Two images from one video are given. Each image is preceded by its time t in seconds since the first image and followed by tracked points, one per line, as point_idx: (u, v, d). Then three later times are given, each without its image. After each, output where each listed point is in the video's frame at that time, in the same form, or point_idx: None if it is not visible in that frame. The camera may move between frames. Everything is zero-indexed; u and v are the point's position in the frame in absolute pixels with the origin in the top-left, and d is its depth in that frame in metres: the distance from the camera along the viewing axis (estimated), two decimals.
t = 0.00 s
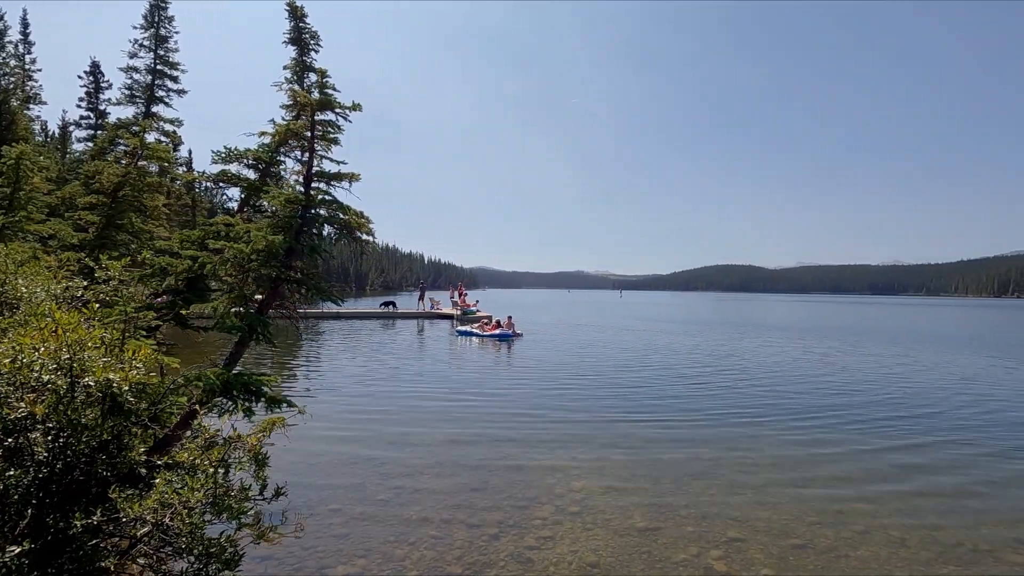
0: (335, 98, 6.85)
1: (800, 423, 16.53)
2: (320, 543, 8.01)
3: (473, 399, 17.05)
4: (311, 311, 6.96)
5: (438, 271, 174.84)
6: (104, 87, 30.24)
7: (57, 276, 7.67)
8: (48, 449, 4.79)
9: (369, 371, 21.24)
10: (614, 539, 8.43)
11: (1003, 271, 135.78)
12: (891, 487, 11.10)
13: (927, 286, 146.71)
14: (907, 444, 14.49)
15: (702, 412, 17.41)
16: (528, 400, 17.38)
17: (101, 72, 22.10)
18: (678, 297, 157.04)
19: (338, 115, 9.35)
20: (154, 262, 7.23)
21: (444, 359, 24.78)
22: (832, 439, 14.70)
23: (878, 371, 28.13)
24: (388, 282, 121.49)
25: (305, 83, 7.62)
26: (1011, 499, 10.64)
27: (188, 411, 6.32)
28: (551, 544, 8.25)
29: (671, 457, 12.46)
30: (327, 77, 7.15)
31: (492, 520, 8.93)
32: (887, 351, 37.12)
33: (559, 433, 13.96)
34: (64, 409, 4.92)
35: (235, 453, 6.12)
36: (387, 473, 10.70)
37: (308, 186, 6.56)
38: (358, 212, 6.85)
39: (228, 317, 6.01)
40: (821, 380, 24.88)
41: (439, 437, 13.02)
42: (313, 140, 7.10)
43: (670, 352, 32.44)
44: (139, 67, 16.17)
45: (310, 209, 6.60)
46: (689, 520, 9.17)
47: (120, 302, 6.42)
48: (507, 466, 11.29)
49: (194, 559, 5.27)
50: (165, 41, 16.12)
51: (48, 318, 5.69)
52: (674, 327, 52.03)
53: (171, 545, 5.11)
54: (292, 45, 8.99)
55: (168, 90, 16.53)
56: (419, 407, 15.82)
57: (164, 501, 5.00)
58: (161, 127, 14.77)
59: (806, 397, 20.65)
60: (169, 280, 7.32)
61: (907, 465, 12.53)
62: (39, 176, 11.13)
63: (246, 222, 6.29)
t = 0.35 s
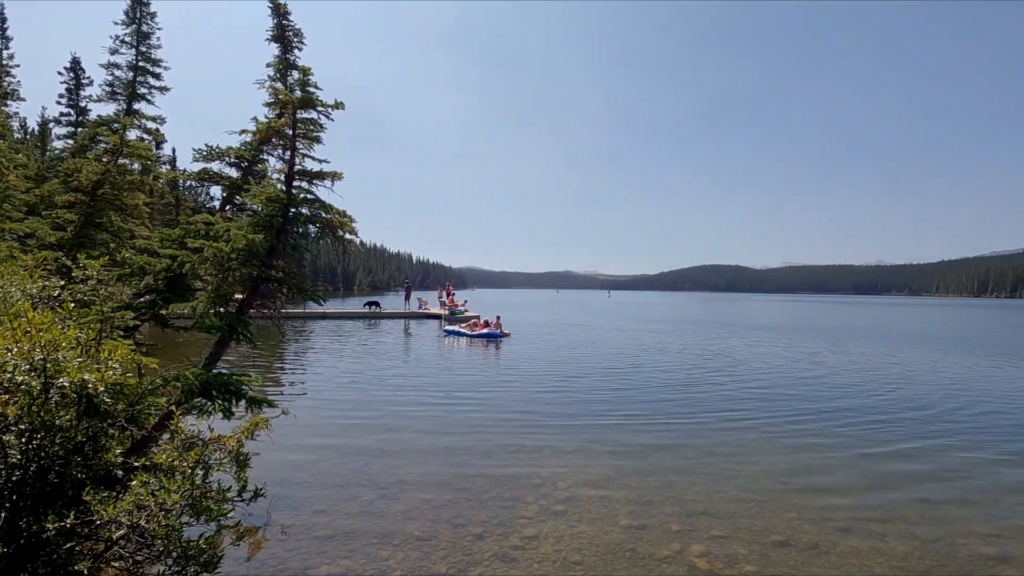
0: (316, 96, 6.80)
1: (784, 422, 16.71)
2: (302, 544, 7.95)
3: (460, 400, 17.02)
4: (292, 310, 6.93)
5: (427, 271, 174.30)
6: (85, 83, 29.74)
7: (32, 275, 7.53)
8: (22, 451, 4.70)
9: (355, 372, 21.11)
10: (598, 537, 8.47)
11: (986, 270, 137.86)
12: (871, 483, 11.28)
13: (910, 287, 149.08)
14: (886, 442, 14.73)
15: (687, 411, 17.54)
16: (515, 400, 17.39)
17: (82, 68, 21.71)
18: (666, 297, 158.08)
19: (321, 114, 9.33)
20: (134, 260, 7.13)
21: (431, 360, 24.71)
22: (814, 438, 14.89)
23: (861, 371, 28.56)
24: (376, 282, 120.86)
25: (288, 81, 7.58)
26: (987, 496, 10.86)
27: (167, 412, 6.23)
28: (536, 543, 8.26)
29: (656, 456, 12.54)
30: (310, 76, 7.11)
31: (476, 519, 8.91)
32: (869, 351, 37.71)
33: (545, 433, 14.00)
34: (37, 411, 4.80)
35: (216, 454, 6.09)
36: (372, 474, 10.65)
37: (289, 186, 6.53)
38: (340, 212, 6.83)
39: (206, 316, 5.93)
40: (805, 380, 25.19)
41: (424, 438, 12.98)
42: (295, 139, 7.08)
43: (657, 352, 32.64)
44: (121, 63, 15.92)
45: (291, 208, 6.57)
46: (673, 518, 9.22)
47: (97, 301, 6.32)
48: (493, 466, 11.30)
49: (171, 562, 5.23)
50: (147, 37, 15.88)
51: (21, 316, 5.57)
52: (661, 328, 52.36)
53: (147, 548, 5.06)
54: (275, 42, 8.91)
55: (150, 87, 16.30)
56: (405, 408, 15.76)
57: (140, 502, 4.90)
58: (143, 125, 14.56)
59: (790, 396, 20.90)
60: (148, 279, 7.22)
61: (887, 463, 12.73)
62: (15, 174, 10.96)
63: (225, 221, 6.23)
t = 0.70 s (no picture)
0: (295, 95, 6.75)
1: (767, 421, 16.91)
2: (282, 547, 7.90)
3: (446, 401, 17.02)
4: (270, 311, 6.92)
5: (416, 270, 173.43)
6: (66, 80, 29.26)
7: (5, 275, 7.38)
8: None
9: (341, 373, 20.98)
10: (580, 537, 8.51)
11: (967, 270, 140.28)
12: (850, 481, 11.46)
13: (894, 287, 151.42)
14: (866, 440, 14.97)
15: (672, 411, 17.70)
16: (501, 401, 17.42)
17: (61, 65, 21.32)
18: (654, 297, 159.02)
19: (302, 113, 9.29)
20: (110, 260, 7.02)
21: (418, 360, 24.65)
22: (796, 437, 15.09)
23: (844, 370, 28.98)
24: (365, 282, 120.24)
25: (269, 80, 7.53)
26: (963, 492, 11.08)
27: (143, 414, 6.14)
28: (519, 543, 8.29)
29: (640, 456, 12.64)
30: (289, 74, 7.07)
31: (460, 520, 8.92)
32: (851, 350, 38.28)
33: (530, 433, 14.04)
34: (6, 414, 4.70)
35: (192, 457, 6.04)
36: (355, 475, 10.61)
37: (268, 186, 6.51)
38: (319, 212, 6.85)
39: (182, 317, 5.84)
40: (788, 379, 25.51)
41: (409, 439, 12.97)
42: (274, 138, 7.04)
43: (643, 352, 32.85)
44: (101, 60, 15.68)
45: (270, 208, 6.55)
46: (655, 518, 9.30)
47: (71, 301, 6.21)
48: (477, 466, 11.32)
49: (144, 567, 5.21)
50: (128, 34, 15.65)
51: None
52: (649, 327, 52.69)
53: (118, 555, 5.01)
54: (256, 40, 8.83)
55: (131, 84, 16.07)
56: (391, 409, 15.72)
57: (111, 507, 4.85)
58: (123, 123, 14.35)
59: (773, 396, 21.16)
60: (124, 279, 7.11)
61: (866, 461, 12.94)
62: None
63: (202, 221, 6.17)
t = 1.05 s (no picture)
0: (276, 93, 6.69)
1: (750, 420, 17.11)
2: (264, 548, 7.83)
3: (432, 401, 17.00)
4: (249, 310, 6.89)
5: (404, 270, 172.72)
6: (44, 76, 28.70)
7: None
8: None
9: (326, 373, 20.84)
10: (563, 535, 8.54)
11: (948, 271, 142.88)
12: (830, 477, 11.63)
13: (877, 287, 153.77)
14: (847, 437, 15.21)
15: (657, 410, 17.84)
16: (487, 401, 17.45)
17: (39, 60, 20.91)
18: (642, 296, 159.86)
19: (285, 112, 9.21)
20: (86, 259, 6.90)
21: (404, 361, 24.56)
22: (778, 435, 15.28)
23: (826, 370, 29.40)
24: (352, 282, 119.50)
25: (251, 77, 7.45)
26: (939, 489, 11.29)
27: (119, 415, 6.03)
28: (503, 542, 8.30)
29: (624, 454, 12.73)
30: (270, 72, 7.04)
31: (443, 520, 8.91)
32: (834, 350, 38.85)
33: (516, 433, 14.07)
34: None
35: (168, 459, 5.97)
36: (339, 476, 10.55)
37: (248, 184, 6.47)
38: (300, 212, 6.83)
39: (159, 316, 5.73)
40: (771, 379, 25.84)
41: (393, 439, 12.93)
42: (255, 137, 6.99)
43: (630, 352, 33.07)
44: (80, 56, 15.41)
45: (251, 207, 6.51)
46: (639, 515, 9.36)
47: (45, 300, 6.09)
48: (462, 466, 11.31)
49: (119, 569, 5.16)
50: (108, 29, 15.41)
51: None
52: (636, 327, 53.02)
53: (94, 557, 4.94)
54: (238, 37, 8.74)
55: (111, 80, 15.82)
56: (376, 410, 15.67)
57: (84, 509, 4.77)
58: (103, 120, 14.13)
59: (756, 395, 21.41)
60: (101, 278, 6.99)
61: (847, 458, 13.14)
62: None
63: (181, 219, 6.10)
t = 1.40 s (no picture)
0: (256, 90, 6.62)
1: (734, 419, 17.30)
2: (244, 551, 7.75)
3: (418, 402, 16.96)
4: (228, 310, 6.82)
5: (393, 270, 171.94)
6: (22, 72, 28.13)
7: None
8: None
9: (311, 374, 20.69)
10: (547, 535, 8.55)
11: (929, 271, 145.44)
12: (811, 476, 11.79)
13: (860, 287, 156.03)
14: (828, 436, 15.42)
15: (642, 410, 17.97)
16: (474, 401, 17.45)
17: (16, 56, 20.49)
18: (631, 296, 160.70)
19: (266, 110, 9.13)
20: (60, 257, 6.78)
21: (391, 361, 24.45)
22: (761, 434, 15.46)
23: (810, 369, 29.78)
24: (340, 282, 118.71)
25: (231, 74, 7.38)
26: (916, 485, 11.50)
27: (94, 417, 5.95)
28: (486, 542, 8.29)
29: (609, 454, 12.79)
30: (251, 69, 6.96)
31: (428, 520, 8.89)
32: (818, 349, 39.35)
33: (501, 434, 14.08)
34: None
35: (144, 460, 5.89)
36: (322, 477, 10.48)
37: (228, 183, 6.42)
38: (280, 210, 6.78)
39: (136, 316, 5.66)
40: (756, 378, 26.13)
41: (378, 441, 12.88)
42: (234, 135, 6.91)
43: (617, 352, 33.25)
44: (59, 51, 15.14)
45: (230, 205, 6.45)
46: (622, 514, 9.41)
47: (17, 299, 5.99)
48: (447, 467, 11.30)
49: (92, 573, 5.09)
50: (87, 24, 15.14)
51: None
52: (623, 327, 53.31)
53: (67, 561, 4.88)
54: (219, 34, 8.64)
55: (91, 77, 15.56)
56: (361, 411, 15.59)
57: (56, 513, 4.70)
58: (82, 117, 13.89)
59: (741, 395, 21.65)
60: (76, 277, 6.89)
61: (828, 456, 13.33)
62: None
63: (158, 217, 6.02)
